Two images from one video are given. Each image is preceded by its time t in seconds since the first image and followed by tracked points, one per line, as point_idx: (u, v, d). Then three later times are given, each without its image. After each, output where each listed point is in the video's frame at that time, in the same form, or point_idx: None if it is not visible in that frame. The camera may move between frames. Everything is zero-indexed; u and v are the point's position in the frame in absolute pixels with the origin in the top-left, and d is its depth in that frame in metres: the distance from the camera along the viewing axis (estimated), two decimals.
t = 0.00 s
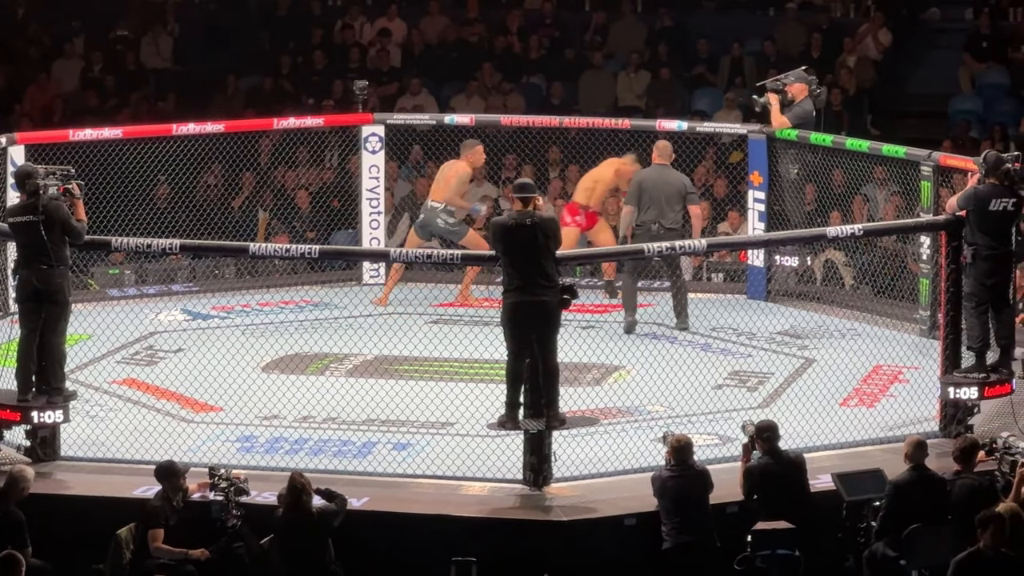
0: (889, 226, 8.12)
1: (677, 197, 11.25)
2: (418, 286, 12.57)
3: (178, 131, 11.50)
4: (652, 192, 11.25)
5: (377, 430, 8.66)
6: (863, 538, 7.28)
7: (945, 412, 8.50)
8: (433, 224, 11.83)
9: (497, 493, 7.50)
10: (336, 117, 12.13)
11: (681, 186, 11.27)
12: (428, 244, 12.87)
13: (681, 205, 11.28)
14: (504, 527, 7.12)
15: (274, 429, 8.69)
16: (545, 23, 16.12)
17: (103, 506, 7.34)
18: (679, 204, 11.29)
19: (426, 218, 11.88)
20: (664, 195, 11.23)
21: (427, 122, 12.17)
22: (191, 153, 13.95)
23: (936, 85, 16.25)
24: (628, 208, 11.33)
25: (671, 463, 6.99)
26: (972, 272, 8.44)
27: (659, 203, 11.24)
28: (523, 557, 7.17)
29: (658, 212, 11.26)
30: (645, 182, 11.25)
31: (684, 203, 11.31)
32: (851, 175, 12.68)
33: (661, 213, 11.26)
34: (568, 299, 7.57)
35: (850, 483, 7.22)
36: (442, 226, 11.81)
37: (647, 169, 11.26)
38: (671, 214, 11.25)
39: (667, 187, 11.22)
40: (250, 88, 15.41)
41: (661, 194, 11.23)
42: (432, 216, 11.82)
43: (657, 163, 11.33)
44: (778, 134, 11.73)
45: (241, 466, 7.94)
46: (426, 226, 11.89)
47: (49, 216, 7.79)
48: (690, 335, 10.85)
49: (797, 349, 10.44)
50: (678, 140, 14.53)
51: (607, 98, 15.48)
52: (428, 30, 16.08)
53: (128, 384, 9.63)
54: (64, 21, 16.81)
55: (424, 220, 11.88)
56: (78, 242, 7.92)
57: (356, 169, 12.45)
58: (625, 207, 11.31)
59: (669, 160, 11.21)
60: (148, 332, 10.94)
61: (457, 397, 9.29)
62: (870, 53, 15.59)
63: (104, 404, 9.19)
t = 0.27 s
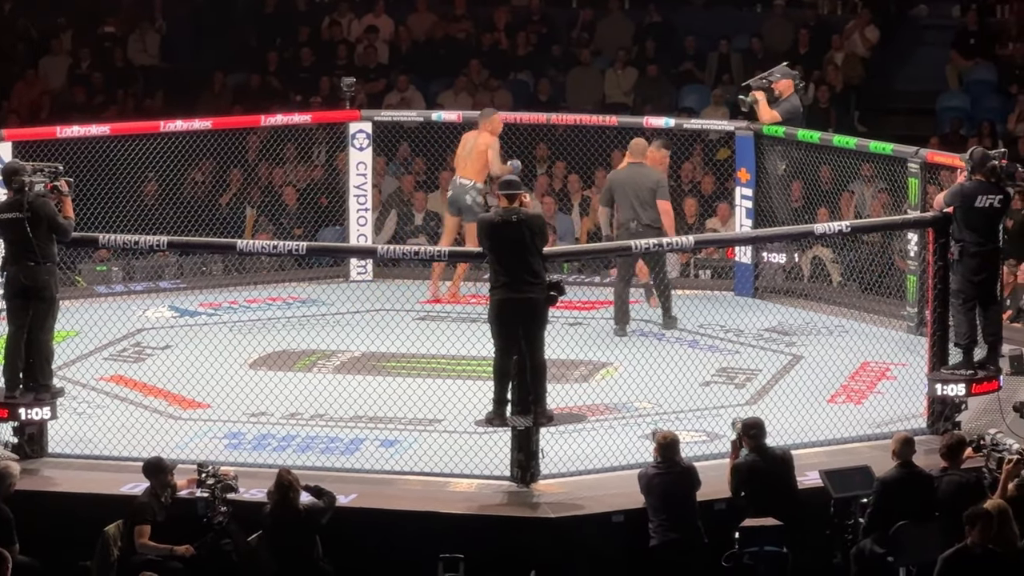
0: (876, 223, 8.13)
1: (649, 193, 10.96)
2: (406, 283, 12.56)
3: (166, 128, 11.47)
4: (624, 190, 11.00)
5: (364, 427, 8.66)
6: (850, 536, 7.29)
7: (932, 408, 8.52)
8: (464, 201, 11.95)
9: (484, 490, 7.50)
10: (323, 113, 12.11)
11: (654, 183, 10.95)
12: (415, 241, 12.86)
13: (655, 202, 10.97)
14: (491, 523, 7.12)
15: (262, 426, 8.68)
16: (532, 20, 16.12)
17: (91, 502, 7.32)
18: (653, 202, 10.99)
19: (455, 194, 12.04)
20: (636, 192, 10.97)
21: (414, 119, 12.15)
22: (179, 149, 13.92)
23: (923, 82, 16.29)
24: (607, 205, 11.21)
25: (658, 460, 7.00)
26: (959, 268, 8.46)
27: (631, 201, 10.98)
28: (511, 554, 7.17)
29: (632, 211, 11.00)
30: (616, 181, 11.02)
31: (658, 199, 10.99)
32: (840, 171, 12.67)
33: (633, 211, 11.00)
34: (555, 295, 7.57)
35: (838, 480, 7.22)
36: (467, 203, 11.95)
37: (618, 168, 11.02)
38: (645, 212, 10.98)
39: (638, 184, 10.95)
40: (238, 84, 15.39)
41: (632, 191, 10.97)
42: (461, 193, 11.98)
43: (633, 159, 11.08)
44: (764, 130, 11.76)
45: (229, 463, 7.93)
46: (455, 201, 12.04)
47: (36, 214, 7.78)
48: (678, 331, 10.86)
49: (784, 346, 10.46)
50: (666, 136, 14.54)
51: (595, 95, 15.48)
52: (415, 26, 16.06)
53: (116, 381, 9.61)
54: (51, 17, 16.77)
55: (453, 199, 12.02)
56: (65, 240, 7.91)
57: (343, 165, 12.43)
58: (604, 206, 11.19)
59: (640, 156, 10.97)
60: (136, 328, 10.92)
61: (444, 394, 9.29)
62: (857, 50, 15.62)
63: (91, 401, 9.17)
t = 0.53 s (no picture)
0: (866, 218, 8.14)
1: (639, 192, 10.96)
2: (396, 278, 12.54)
3: (155, 123, 11.46)
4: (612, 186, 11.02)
5: (353, 423, 8.65)
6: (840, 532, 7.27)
7: (922, 404, 8.53)
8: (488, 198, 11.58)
9: (474, 486, 7.50)
10: (312, 109, 12.09)
11: (644, 181, 10.96)
12: (404, 237, 12.83)
13: (642, 201, 10.98)
14: (481, 520, 7.12)
15: (252, 422, 8.67)
16: (522, 15, 16.11)
17: (80, 498, 7.31)
18: (642, 200, 10.99)
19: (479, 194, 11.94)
20: (625, 190, 10.98)
21: (404, 115, 12.13)
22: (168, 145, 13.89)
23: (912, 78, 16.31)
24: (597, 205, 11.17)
25: (646, 456, 7.00)
26: (948, 264, 8.47)
27: (618, 197, 11.00)
28: (500, 551, 7.16)
29: (617, 208, 11.02)
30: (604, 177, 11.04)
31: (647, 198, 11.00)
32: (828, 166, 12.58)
33: (623, 210, 10.99)
34: (543, 292, 7.57)
35: (828, 476, 7.23)
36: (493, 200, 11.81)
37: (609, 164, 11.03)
38: (634, 211, 10.98)
39: (627, 181, 10.95)
40: (227, 80, 15.36)
41: (622, 190, 10.97)
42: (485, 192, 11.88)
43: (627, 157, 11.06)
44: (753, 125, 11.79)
45: (219, 458, 7.91)
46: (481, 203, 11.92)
47: (25, 209, 7.76)
48: (667, 328, 10.87)
49: (774, 342, 10.46)
50: (656, 131, 14.55)
51: (584, 91, 15.48)
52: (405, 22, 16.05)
53: (106, 377, 9.59)
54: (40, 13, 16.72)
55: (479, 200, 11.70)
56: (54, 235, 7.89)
57: (333, 161, 12.41)
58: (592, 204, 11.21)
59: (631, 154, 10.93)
60: (126, 324, 10.90)
61: (433, 389, 9.28)
62: (847, 45, 15.63)
63: (81, 397, 9.15)
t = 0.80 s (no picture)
0: (852, 213, 8.14)
1: (639, 201, 10.71)
2: (383, 273, 12.52)
3: (142, 118, 11.42)
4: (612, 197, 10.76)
5: (339, 417, 8.64)
6: (825, 527, 7.29)
7: (908, 399, 8.56)
8: (533, 199, 11.76)
9: (460, 480, 7.50)
10: (299, 103, 12.05)
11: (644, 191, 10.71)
12: (390, 231, 12.80)
13: (643, 211, 10.73)
14: (467, 514, 7.12)
15: (238, 416, 8.65)
16: (508, 10, 16.09)
17: (66, 494, 7.28)
18: (643, 210, 10.74)
19: (523, 193, 11.82)
20: (624, 200, 10.72)
21: (391, 110, 12.11)
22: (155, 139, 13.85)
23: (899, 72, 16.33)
24: (597, 215, 10.92)
25: (631, 451, 7.01)
26: (935, 258, 8.49)
27: (619, 207, 10.74)
28: (487, 545, 7.16)
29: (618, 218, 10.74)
30: (604, 187, 10.79)
31: (648, 208, 10.74)
32: (814, 161, 12.60)
33: (622, 220, 10.72)
34: (527, 286, 7.56)
35: (813, 471, 7.24)
36: (539, 200, 11.76)
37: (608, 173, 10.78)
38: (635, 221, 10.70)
39: (626, 191, 10.71)
40: (213, 75, 15.32)
41: (622, 200, 10.71)
42: (530, 191, 11.76)
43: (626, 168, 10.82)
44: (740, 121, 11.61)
45: (205, 453, 7.89)
46: (524, 203, 11.84)
47: (11, 205, 7.72)
48: (653, 322, 10.89)
49: (760, 337, 10.47)
50: (642, 126, 14.57)
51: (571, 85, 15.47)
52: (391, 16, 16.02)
53: (92, 372, 9.56)
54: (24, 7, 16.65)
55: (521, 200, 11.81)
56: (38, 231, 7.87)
57: (319, 156, 12.38)
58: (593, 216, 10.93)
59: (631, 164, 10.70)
60: (112, 319, 10.87)
61: (420, 384, 9.28)
62: (834, 40, 15.65)
63: (67, 392, 9.12)
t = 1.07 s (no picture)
0: (841, 208, 8.15)
1: (636, 189, 10.76)
2: (372, 267, 12.51)
3: (131, 113, 11.39)
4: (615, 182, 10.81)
5: (328, 412, 8.64)
6: (815, 521, 7.33)
7: (897, 394, 8.58)
8: (560, 191, 11.75)
9: (449, 475, 7.50)
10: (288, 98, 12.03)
11: (644, 178, 10.75)
12: (379, 226, 12.79)
13: (643, 197, 10.79)
14: (456, 509, 7.12)
15: (227, 411, 8.64)
16: (497, 6, 16.09)
17: (54, 489, 7.27)
18: (641, 197, 10.79)
19: (547, 189, 11.82)
20: (624, 185, 10.78)
21: (379, 104, 12.08)
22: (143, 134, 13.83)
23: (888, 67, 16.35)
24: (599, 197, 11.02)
25: (619, 446, 7.02)
26: (923, 253, 8.51)
27: (620, 192, 10.80)
28: (477, 540, 7.16)
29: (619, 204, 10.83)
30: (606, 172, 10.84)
31: (647, 196, 10.79)
32: (805, 156, 12.61)
33: (622, 206, 10.80)
34: (514, 281, 7.55)
35: (802, 466, 7.24)
36: (565, 191, 11.81)
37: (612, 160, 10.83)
38: (631, 208, 10.78)
39: (626, 177, 10.76)
40: (202, 70, 15.29)
41: (620, 186, 10.79)
42: (555, 184, 11.76)
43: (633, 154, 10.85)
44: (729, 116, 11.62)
45: (194, 448, 7.89)
46: (547, 196, 11.83)
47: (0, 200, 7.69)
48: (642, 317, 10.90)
49: (749, 331, 10.49)
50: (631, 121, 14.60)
51: (560, 81, 15.47)
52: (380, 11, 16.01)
53: (81, 367, 9.54)
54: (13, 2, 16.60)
55: (547, 194, 11.80)
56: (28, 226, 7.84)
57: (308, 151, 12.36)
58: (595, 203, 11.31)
59: (635, 151, 10.76)
60: (101, 314, 10.85)
61: (409, 378, 9.28)
62: (823, 35, 15.67)
63: (56, 386, 9.11)
